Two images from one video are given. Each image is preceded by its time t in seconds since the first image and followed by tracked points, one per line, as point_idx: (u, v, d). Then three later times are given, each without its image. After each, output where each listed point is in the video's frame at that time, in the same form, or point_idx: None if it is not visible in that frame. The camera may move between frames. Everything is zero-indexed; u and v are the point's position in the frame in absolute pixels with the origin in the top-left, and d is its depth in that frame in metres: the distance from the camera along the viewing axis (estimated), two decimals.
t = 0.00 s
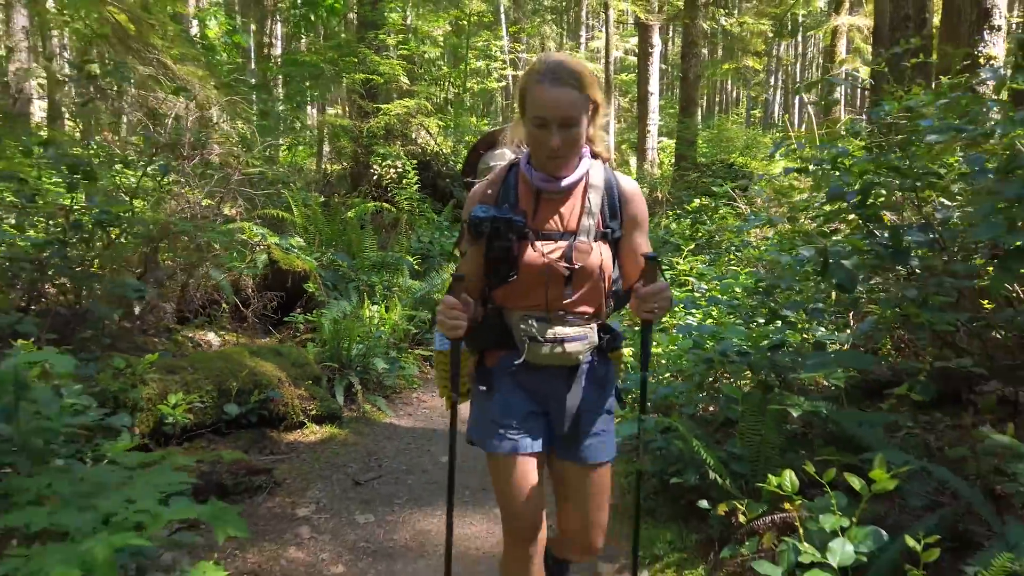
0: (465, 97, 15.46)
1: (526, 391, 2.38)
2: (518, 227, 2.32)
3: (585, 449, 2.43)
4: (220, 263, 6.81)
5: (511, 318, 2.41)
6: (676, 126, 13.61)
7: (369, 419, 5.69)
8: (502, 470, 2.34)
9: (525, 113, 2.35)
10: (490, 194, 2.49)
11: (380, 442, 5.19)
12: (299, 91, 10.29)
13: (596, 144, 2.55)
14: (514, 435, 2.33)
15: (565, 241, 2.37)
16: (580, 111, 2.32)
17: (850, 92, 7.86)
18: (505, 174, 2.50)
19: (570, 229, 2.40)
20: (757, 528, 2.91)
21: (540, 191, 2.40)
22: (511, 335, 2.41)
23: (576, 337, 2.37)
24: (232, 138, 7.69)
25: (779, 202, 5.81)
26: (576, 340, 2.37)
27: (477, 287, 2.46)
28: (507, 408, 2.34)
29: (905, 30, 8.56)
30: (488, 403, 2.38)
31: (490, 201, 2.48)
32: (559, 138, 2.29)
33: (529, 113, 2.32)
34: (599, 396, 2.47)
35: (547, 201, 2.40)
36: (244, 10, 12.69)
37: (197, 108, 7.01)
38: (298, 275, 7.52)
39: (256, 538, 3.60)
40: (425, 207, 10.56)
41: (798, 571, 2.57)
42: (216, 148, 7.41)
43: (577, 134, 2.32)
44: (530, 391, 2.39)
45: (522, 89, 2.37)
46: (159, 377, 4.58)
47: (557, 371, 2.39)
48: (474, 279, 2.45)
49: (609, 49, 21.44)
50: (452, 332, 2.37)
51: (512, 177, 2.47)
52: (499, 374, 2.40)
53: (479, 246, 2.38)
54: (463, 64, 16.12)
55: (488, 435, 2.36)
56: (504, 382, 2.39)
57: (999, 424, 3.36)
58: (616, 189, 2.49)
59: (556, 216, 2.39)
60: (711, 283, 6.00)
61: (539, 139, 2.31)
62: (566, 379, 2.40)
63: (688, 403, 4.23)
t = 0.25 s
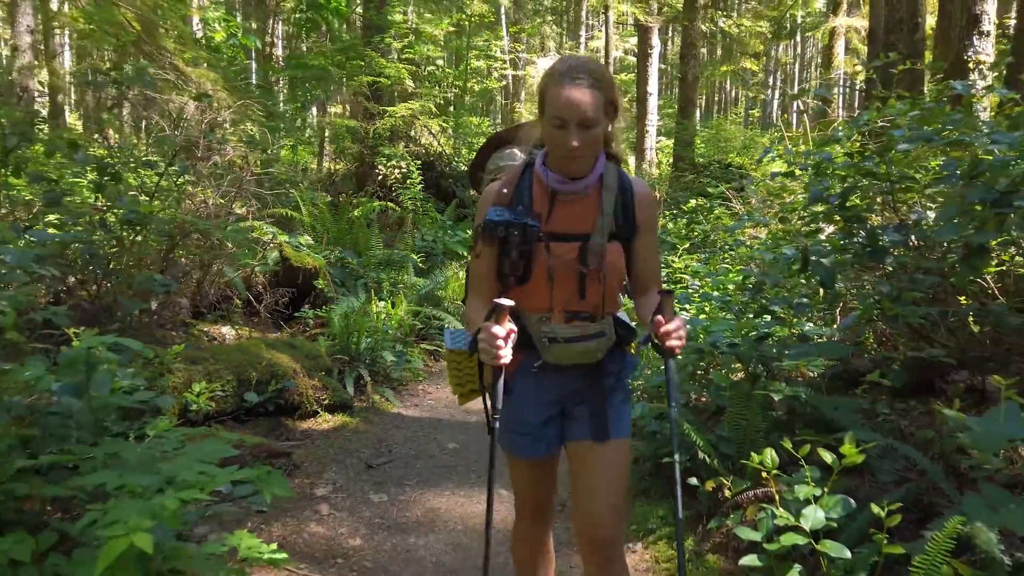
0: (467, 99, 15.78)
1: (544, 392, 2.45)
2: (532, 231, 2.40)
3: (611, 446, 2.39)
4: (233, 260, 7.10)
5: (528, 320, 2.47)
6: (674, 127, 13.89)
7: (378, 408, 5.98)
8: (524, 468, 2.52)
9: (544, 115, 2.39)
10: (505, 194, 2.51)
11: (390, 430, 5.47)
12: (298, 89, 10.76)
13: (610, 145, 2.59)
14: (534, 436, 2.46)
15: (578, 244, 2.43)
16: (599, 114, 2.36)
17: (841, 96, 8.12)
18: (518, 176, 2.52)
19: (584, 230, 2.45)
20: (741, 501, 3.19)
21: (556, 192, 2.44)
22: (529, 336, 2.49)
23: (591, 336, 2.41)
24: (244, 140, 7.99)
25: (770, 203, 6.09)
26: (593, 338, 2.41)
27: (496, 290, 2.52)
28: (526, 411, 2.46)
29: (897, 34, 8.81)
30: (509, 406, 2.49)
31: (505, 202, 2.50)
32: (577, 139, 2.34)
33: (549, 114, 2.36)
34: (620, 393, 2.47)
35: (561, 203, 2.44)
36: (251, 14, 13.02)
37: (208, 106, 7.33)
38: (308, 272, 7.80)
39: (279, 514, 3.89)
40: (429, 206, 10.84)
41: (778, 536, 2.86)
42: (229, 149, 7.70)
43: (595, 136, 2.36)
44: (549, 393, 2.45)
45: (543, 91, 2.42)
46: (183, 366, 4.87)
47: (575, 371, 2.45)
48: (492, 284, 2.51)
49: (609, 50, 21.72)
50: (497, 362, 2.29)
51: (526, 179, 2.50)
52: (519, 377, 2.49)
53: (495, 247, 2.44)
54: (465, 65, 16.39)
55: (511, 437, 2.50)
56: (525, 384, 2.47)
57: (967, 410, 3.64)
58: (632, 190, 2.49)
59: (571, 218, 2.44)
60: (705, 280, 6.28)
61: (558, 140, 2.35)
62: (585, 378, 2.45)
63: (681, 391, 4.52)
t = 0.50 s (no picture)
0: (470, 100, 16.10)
1: (560, 410, 2.45)
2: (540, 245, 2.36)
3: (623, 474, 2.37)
4: (247, 257, 7.39)
5: (542, 337, 2.49)
6: (674, 128, 14.17)
7: (387, 398, 6.26)
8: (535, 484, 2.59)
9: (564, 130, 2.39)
10: (523, 208, 2.52)
11: (399, 418, 5.76)
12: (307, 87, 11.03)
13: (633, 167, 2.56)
14: (545, 454, 2.50)
15: (591, 262, 2.38)
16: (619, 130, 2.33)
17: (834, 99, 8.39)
18: (540, 190, 2.54)
19: (598, 250, 2.41)
20: (729, 478, 3.46)
21: (574, 209, 2.44)
22: (542, 354, 2.50)
23: (600, 358, 2.38)
24: (257, 141, 8.30)
25: (763, 203, 6.37)
26: (602, 360, 2.38)
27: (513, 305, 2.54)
28: (538, 429, 2.49)
29: (891, 38, 9.06)
30: (523, 422, 2.54)
31: (523, 215, 2.52)
32: (594, 155, 2.32)
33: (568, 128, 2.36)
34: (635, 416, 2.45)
35: (577, 221, 2.44)
36: (260, 17, 13.34)
37: (222, 107, 7.66)
38: (319, 268, 8.09)
39: (299, 492, 4.17)
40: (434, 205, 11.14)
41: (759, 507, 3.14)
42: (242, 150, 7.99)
43: (614, 153, 2.33)
44: (564, 411, 2.45)
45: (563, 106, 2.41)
46: (206, 356, 5.17)
47: (589, 391, 2.43)
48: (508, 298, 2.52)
49: (610, 51, 22.01)
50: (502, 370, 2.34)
51: (546, 194, 2.51)
52: (533, 396, 2.51)
53: (507, 258, 2.46)
54: (468, 66, 16.67)
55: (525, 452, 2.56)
56: (538, 402, 2.49)
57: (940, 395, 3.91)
58: (652, 216, 2.44)
59: (585, 235, 2.42)
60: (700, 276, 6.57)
61: (575, 155, 2.34)
62: (598, 400, 2.43)
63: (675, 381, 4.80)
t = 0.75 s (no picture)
0: (475, 100, 16.40)
1: (568, 401, 2.32)
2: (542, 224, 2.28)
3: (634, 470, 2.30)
4: (260, 254, 7.68)
5: (548, 320, 2.36)
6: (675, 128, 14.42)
7: (397, 388, 6.54)
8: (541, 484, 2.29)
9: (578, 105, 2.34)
10: (535, 187, 2.47)
11: (408, 407, 6.03)
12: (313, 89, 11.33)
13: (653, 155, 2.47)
14: (551, 447, 2.30)
15: (598, 243, 2.27)
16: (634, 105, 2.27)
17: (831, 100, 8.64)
18: (553, 172, 2.49)
19: (606, 231, 2.29)
20: (717, 457, 3.72)
21: (585, 189, 2.36)
22: (552, 341, 2.33)
23: (608, 344, 2.24)
24: (269, 141, 8.59)
25: (758, 202, 6.64)
26: (609, 346, 2.24)
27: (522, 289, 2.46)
28: (545, 418, 2.31)
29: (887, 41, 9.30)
30: (529, 411, 2.36)
31: (534, 196, 2.46)
32: (605, 128, 2.23)
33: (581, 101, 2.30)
34: (647, 407, 2.33)
35: (588, 201, 2.35)
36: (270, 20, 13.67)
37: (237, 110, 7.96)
38: (329, 264, 8.37)
39: (317, 472, 4.45)
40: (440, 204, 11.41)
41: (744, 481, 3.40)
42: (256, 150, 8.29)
43: (627, 128, 2.25)
44: (572, 402, 2.32)
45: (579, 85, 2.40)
46: (226, 346, 5.45)
47: (599, 380, 2.30)
48: (516, 281, 2.45)
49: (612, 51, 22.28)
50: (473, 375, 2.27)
51: (558, 176, 2.46)
52: (540, 382, 2.36)
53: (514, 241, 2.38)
54: (473, 67, 16.96)
55: (529, 446, 2.33)
56: (546, 390, 2.35)
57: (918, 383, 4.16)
58: (668, 198, 2.30)
59: (593, 217, 2.33)
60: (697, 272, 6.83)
61: (586, 130, 2.27)
62: (609, 388, 2.31)
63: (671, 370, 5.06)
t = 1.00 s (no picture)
0: (480, 100, 16.70)
1: (570, 399, 2.34)
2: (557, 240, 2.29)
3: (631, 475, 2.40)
4: (273, 249, 7.97)
5: (556, 327, 2.39)
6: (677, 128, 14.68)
7: (406, 378, 6.83)
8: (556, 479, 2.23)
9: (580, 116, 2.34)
10: (540, 198, 2.46)
11: (418, 395, 6.32)
12: (323, 89, 11.67)
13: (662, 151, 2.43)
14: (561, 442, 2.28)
15: (608, 255, 2.30)
16: (637, 116, 2.26)
17: (828, 101, 8.90)
18: (559, 181, 2.48)
19: (615, 241, 2.32)
20: (707, 437, 3.97)
21: (592, 199, 2.36)
22: (556, 340, 2.39)
23: (617, 348, 2.31)
24: (282, 141, 8.90)
25: (753, 199, 6.91)
26: (617, 350, 2.31)
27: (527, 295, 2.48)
28: (552, 413, 2.31)
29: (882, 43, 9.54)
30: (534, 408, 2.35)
31: (539, 206, 2.46)
32: (610, 142, 2.24)
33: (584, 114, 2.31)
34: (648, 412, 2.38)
35: (597, 211, 2.35)
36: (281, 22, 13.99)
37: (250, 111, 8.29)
38: (340, 260, 8.67)
39: (333, 452, 4.73)
40: (446, 202, 11.72)
41: (730, 457, 3.67)
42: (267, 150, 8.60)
43: (632, 140, 2.26)
44: (573, 399, 2.34)
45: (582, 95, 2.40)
46: (245, 336, 5.75)
47: (601, 379, 2.34)
48: (523, 288, 2.46)
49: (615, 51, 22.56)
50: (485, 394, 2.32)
51: (565, 185, 2.45)
52: (545, 381, 2.38)
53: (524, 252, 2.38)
54: (479, 67, 17.25)
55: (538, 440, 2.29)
56: (552, 388, 2.36)
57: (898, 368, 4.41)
58: (674, 206, 2.32)
59: (602, 228, 2.33)
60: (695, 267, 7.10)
61: (589, 143, 2.28)
62: (613, 389, 2.35)
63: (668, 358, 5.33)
